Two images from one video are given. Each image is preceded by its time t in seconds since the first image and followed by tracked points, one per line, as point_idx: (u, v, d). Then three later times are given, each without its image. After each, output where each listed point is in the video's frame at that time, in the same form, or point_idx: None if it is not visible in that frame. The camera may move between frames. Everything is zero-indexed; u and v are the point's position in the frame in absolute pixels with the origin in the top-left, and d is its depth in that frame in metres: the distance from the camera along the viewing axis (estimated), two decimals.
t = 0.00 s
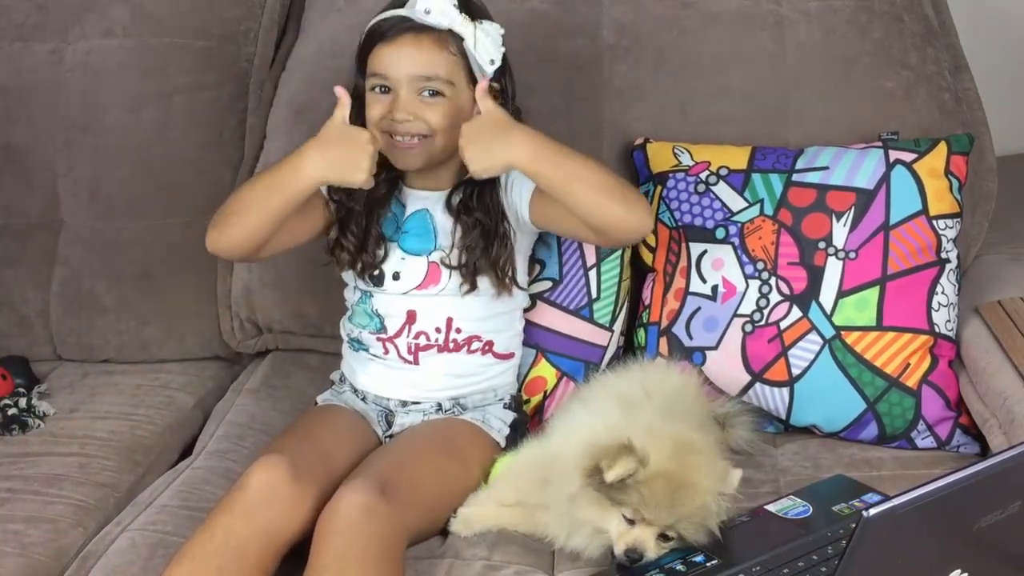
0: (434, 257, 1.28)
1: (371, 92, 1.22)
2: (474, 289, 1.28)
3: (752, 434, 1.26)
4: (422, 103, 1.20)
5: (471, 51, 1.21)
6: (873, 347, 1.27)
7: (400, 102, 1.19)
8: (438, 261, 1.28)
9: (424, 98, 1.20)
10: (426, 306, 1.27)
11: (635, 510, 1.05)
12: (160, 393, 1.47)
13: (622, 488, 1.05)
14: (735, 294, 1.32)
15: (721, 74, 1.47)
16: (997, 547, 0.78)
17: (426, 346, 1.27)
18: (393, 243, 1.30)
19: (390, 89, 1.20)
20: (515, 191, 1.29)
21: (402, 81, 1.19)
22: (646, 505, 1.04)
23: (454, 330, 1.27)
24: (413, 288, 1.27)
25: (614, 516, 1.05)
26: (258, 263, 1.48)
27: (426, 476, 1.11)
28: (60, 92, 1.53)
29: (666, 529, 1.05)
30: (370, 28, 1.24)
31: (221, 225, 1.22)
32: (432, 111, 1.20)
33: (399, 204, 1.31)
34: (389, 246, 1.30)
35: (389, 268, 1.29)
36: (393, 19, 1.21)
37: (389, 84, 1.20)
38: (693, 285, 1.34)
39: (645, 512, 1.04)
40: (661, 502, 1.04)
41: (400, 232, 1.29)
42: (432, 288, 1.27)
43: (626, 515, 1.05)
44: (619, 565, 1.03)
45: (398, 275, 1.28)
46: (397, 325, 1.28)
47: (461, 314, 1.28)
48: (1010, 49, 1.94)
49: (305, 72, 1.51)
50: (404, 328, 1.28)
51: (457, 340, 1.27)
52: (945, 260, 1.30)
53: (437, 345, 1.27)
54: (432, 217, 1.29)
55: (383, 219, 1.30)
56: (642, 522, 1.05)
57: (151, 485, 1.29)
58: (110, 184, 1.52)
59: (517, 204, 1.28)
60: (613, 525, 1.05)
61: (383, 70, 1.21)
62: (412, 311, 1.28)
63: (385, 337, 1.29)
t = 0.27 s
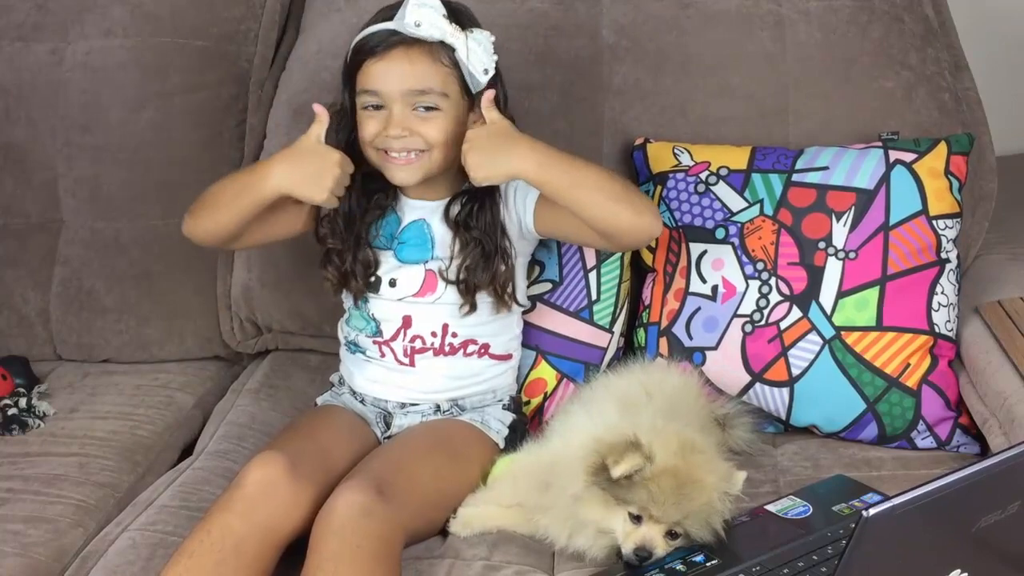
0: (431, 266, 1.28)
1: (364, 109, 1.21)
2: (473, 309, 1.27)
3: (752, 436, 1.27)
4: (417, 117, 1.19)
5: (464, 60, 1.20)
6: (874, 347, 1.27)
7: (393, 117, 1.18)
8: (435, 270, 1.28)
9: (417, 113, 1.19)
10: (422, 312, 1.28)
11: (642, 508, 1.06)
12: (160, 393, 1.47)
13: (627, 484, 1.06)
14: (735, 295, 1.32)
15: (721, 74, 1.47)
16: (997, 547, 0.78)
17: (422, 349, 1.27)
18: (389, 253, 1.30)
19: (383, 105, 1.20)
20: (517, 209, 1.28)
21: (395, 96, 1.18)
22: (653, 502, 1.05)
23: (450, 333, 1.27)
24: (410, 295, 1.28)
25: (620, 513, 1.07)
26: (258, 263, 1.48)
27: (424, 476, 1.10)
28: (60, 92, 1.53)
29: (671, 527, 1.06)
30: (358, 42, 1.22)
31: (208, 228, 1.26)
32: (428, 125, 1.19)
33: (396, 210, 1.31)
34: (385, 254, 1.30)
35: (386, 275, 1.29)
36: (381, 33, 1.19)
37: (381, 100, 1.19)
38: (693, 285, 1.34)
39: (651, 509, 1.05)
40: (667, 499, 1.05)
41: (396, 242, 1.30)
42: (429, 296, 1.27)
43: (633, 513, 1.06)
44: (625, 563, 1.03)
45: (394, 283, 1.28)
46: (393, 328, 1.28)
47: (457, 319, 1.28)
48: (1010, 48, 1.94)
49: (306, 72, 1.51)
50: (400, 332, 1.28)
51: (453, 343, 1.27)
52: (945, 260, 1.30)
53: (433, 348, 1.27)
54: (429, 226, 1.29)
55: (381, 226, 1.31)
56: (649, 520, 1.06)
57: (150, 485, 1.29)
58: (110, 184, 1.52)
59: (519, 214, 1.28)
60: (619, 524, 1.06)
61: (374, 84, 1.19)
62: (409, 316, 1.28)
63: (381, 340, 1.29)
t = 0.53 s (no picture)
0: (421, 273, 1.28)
1: (410, 116, 1.16)
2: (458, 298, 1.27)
3: (751, 435, 1.27)
4: (469, 121, 1.16)
5: (501, 58, 1.19)
6: (874, 347, 1.27)
7: (456, 125, 1.15)
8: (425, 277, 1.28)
9: (471, 118, 1.17)
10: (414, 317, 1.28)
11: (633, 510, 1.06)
12: (160, 393, 1.47)
13: (618, 486, 1.07)
14: (735, 295, 1.32)
15: (721, 74, 1.47)
16: (996, 547, 0.78)
17: (416, 351, 1.27)
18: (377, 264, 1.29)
19: (436, 112, 1.15)
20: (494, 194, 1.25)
21: (455, 104, 1.14)
22: (643, 504, 1.05)
23: (443, 336, 1.28)
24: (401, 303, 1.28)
25: (611, 515, 1.07)
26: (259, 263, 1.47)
27: (422, 476, 1.10)
28: (60, 92, 1.53)
29: (663, 527, 1.07)
30: (396, 49, 1.14)
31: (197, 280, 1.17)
32: (478, 127, 1.17)
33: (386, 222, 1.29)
34: (374, 268, 1.29)
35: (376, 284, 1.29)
36: (430, 40, 1.13)
37: (436, 107, 1.14)
38: (693, 285, 1.34)
39: (641, 511, 1.05)
40: (657, 500, 1.05)
41: (384, 253, 1.29)
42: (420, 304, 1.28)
43: (623, 515, 1.06)
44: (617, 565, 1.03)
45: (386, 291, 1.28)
46: (385, 333, 1.28)
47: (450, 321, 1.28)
48: (1010, 48, 1.94)
49: (305, 72, 1.51)
50: (393, 335, 1.28)
51: (446, 345, 1.28)
52: (945, 260, 1.30)
53: (427, 350, 1.28)
54: (415, 235, 1.28)
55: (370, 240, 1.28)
56: (640, 521, 1.06)
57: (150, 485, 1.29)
58: (110, 184, 1.52)
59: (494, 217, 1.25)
60: (611, 525, 1.07)
61: (429, 92, 1.14)
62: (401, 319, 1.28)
63: (374, 343, 1.29)
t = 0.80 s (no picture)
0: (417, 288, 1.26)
1: (416, 107, 1.14)
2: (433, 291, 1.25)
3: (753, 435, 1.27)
4: (476, 113, 1.16)
5: (499, 51, 1.20)
6: (874, 347, 1.27)
7: (465, 115, 1.14)
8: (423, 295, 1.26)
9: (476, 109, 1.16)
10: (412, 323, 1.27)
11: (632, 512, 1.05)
12: (161, 393, 1.47)
13: (617, 487, 1.06)
14: (735, 295, 1.32)
15: (721, 74, 1.47)
16: (997, 547, 0.78)
17: (415, 354, 1.27)
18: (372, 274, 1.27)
19: (443, 103, 1.14)
20: (487, 210, 1.23)
21: (462, 93, 1.14)
22: (641, 506, 1.05)
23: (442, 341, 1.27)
24: (399, 319, 1.27)
25: (610, 517, 1.06)
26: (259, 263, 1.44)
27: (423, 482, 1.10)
28: (60, 92, 1.53)
29: (662, 530, 1.06)
30: (399, 40, 1.13)
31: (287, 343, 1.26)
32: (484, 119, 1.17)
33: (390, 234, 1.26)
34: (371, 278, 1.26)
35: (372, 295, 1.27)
36: (435, 29, 1.12)
37: (443, 96, 1.13)
38: (693, 285, 1.34)
39: (640, 512, 1.05)
40: (656, 502, 1.05)
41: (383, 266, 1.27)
42: (419, 319, 1.27)
43: (622, 517, 1.06)
44: (616, 567, 1.03)
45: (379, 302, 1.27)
46: (384, 335, 1.28)
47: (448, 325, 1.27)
48: (1009, 48, 1.94)
49: (306, 72, 1.51)
50: (391, 338, 1.27)
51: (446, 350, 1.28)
52: (946, 260, 1.30)
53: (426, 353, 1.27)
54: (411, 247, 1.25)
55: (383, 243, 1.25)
56: (638, 523, 1.05)
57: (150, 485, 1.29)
58: (110, 184, 1.52)
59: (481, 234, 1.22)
60: (609, 528, 1.06)
61: (437, 81, 1.13)
62: (400, 324, 1.27)
63: (372, 346, 1.28)
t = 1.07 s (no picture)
0: (399, 315, 1.22)
1: (373, 116, 1.13)
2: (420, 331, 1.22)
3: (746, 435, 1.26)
4: (437, 124, 1.12)
5: (476, 63, 1.16)
6: (874, 347, 1.27)
7: (419, 125, 1.10)
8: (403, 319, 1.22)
9: (438, 121, 1.12)
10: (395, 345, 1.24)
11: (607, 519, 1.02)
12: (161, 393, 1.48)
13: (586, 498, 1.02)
14: (736, 295, 1.32)
15: (721, 74, 1.47)
16: (996, 546, 0.78)
17: (399, 376, 1.23)
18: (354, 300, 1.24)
19: (398, 111, 1.12)
20: (477, 232, 1.21)
21: (419, 103, 1.11)
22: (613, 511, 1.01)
23: (427, 361, 1.23)
24: (384, 343, 1.24)
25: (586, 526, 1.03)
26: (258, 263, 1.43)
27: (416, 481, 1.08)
28: (60, 92, 1.53)
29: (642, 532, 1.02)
30: (361, 45, 1.12)
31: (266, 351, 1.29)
32: (447, 133, 1.12)
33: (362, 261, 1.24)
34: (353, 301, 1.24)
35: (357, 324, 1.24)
36: (399, 37, 1.11)
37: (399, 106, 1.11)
38: (693, 285, 1.34)
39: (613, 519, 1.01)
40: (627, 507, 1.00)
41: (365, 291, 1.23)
42: (402, 343, 1.23)
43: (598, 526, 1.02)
44: None
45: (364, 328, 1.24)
46: (369, 356, 1.24)
47: (433, 348, 1.24)
48: (1010, 48, 1.94)
49: (305, 72, 1.51)
50: (375, 359, 1.24)
51: (431, 369, 1.23)
52: (946, 260, 1.30)
53: (410, 375, 1.23)
54: (393, 270, 1.22)
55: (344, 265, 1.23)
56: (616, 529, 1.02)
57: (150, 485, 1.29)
58: (110, 185, 1.53)
59: (478, 262, 1.20)
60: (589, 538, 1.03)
61: (392, 90, 1.11)
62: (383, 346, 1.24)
63: (356, 367, 1.25)
